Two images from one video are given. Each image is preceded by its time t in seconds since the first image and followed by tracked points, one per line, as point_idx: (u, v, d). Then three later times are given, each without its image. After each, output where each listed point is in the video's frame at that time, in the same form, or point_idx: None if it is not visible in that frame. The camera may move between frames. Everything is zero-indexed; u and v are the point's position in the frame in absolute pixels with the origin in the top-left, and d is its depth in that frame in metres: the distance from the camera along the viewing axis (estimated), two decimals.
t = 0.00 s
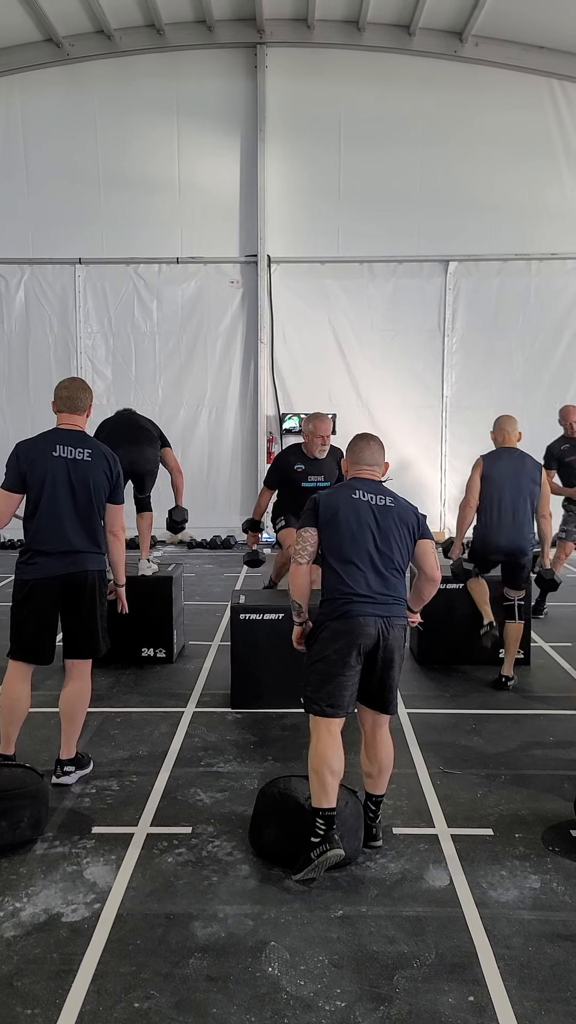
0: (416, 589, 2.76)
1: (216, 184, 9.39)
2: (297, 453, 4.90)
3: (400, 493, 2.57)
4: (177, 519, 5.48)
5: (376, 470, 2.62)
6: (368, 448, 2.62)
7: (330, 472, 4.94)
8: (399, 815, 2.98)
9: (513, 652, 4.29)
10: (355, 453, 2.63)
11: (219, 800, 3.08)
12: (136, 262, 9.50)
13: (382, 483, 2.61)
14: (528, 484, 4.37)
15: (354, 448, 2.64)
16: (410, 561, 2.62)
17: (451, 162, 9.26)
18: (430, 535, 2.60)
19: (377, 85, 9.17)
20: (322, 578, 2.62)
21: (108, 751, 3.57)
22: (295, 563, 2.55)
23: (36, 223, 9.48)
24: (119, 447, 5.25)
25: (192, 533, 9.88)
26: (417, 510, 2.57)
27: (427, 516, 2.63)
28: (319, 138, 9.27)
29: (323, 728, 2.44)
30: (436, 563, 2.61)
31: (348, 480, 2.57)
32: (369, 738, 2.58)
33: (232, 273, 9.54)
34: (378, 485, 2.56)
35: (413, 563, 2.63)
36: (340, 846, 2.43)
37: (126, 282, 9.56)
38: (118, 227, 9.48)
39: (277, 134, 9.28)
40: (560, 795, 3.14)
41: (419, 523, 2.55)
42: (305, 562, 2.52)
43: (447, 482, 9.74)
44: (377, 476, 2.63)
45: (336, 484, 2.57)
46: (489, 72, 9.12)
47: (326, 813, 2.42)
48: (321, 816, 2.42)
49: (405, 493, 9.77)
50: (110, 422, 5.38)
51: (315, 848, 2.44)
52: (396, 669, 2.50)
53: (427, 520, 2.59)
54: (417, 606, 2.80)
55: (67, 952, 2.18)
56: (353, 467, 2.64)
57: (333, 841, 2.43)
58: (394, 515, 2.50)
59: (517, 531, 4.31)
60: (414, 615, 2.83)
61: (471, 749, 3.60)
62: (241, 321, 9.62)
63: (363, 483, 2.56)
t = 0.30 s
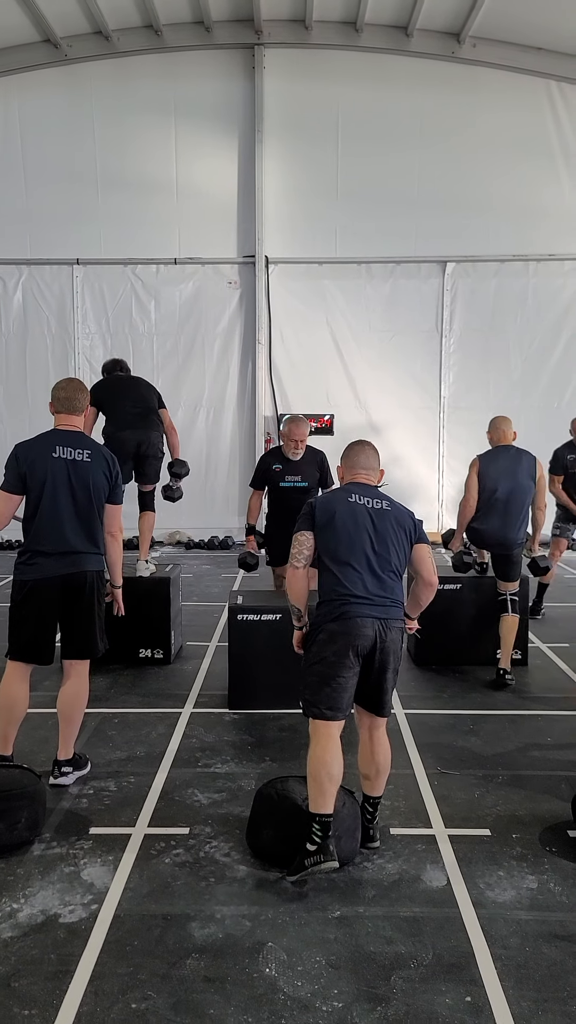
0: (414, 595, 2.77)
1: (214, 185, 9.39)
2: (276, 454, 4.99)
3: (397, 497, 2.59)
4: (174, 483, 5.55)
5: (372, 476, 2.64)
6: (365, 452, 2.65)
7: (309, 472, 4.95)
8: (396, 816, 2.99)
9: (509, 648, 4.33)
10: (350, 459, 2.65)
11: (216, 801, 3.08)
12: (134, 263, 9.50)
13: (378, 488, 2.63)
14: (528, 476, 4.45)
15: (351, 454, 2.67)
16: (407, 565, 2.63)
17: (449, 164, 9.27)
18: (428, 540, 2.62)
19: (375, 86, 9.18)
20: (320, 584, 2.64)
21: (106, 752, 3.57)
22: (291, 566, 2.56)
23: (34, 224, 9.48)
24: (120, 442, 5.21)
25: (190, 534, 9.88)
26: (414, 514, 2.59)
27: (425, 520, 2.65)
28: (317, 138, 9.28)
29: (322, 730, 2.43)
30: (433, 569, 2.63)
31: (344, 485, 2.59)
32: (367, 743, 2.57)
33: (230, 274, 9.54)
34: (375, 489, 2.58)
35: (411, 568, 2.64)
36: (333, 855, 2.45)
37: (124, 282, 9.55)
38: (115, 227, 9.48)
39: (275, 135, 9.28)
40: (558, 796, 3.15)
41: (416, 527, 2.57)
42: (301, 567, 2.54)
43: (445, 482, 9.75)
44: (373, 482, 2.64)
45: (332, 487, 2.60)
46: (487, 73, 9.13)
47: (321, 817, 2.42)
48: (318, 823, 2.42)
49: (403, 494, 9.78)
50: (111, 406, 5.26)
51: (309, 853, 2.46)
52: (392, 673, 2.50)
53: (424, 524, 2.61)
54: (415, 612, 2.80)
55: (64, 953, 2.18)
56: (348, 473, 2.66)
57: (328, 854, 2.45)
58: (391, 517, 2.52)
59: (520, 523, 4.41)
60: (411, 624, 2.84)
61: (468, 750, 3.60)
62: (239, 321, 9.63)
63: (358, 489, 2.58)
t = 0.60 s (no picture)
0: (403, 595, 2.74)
1: (212, 189, 9.42)
2: (272, 453, 5.01)
3: (385, 501, 2.54)
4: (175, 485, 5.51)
5: (359, 473, 2.61)
6: (348, 451, 2.64)
7: (304, 466, 4.99)
8: (394, 820, 2.99)
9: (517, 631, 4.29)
10: (335, 459, 2.62)
11: (214, 805, 3.08)
12: (132, 266, 9.51)
13: (365, 488, 2.60)
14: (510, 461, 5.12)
15: (334, 455, 2.65)
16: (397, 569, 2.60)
17: (447, 169, 9.30)
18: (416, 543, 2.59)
19: (372, 91, 9.22)
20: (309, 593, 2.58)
21: (103, 756, 3.57)
22: (279, 580, 2.51)
23: (31, 227, 9.48)
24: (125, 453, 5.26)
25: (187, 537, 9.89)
26: (402, 518, 2.55)
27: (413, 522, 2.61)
28: (314, 143, 9.31)
29: (317, 749, 2.40)
30: (423, 573, 2.60)
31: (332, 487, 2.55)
32: (362, 749, 2.57)
33: (227, 277, 9.56)
34: (363, 493, 2.52)
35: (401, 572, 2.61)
36: (340, 877, 2.47)
37: (121, 286, 9.56)
38: (113, 231, 9.49)
39: (272, 141, 9.31)
40: (555, 800, 3.15)
41: (405, 532, 2.53)
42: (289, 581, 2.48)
43: (442, 486, 9.77)
44: (360, 478, 2.61)
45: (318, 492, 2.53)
46: (485, 78, 9.17)
47: (327, 836, 2.40)
48: (323, 843, 2.40)
49: (401, 498, 9.80)
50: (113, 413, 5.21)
51: (318, 873, 2.46)
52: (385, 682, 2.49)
53: (413, 527, 2.57)
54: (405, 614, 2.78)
55: (61, 958, 2.17)
56: (335, 473, 2.62)
57: (336, 873, 2.46)
58: (380, 525, 2.47)
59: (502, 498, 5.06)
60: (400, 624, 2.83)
61: (466, 754, 3.60)
62: (236, 325, 9.64)
63: (346, 488, 2.55)
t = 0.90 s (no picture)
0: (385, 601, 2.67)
1: (209, 194, 9.45)
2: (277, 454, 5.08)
3: (362, 509, 2.40)
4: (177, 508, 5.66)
5: (330, 473, 2.46)
6: (316, 450, 2.47)
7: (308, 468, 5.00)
8: (391, 824, 2.98)
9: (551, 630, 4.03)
10: (304, 462, 2.46)
11: (211, 810, 3.06)
12: (128, 271, 9.52)
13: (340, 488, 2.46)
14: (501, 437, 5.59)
15: (302, 457, 2.49)
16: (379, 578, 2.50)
17: (443, 175, 9.35)
18: (396, 548, 2.47)
19: (369, 97, 9.26)
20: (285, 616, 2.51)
21: (99, 761, 3.55)
22: (257, 604, 2.42)
23: (28, 231, 9.49)
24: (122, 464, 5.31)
25: (183, 542, 9.88)
26: (381, 525, 2.42)
27: (392, 525, 2.48)
28: (311, 149, 9.34)
29: (309, 773, 2.32)
30: (405, 580, 2.53)
31: (307, 496, 2.41)
32: (353, 761, 2.53)
33: (224, 282, 9.58)
34: (340, 502, 2.37)
35: (383, 579, 2.53)
36: (341, 902, 2.40)
37: (118, 290, 9.57)
38: (111, 236, 9.51)
39: (269, 146, 9.34)
40: (553, 805, 3.14)
41: (384, 540, 2.41)
42: (268, 606, 2.40)
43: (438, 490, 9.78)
44: (333, 478, 2.46)
45: (291, 505, 2.37)
46: (482, 84, 9.22)
47: (327, 860, 2.35)
48: (323, 864, 2.35)
49: (398, 502, 9.80)
50: (113, 425, 5.25)
51: (319, 894, 2.39)
52: (371, 696, 2.41)
53: (392, 533, 2.44)
54: (389, 616, 2.70)
55: (58, 964, 2.16)
56: (305, 479, 2.47)
57: (337, 898, 2.39)
58: (359, 537, 2.34)
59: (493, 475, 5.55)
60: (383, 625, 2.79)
61: (462, 759, 3.60)
62: (233, 329, 9.65)
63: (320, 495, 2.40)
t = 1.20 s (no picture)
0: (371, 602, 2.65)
1: (205, 196, 9.45)
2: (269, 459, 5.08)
3: (349, 514, 2.36)
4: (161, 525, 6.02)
5: (315, 473, 2.43)
6: (301, 450, 2.43)
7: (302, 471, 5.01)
8: (388, 826, 2.98)
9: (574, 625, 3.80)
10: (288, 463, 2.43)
11: (208, 812, 3.06)
12: (125, 273, 9.53)
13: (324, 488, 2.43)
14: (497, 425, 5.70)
15: (286, 457, 2.45)
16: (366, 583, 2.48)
17: (439, 177, 9.37)
18: (384, 552, 2.44)
19: (365, 99, 9.28)
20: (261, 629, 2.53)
21: (96, 764, 3.55)
22: (238, 614, 2.43)
23: (25, 232, 9.49)
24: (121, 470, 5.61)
25: (181, 544, 9.87)
26: (369, 531, 2.38)
27: (380, 529, 2.44)
28: (308, 151, 9.36)
29: (297, 781, 2.32)
30: (391, 584, 2.53)
31: (292, 501, 2.38)
32: (346, 769, 2.52)
33: (221, 284, 9.58)
34: (326, 508, 2.34)
35: (369, 584, 2.51)
36: (338, 906, 2.39)
37: (115, 292, 9.57)
38: (107, 238, 9.51)
39: (266, 148, 9.35)
40: (549, 807, 3.14)
41: (371, 546, 2.38)
42: (250, 614, 2.41)
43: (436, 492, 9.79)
44: (318, 478, 2.43)
45: (274, 512, 2.34)
46: (478, 87, 9.25)
47: (322, 865, 2.36)
48: (319, 869, 2.36)
49: (395, 504, 9.81)
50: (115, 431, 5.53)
51: (316, 897, 2.39)
52: (359, 703, 2.41)
53: (380, 538, 2.41)
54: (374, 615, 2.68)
55: (54, 967, 2.16)
56: (290, 479, 2.44)
57: (334, 901, 2.39)
58: (345, 546, 2.31)
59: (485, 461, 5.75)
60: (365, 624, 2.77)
61: (459, 761, 3.60)
62: (230, 331, 9.65)
63: (305, 498, 2.37)
